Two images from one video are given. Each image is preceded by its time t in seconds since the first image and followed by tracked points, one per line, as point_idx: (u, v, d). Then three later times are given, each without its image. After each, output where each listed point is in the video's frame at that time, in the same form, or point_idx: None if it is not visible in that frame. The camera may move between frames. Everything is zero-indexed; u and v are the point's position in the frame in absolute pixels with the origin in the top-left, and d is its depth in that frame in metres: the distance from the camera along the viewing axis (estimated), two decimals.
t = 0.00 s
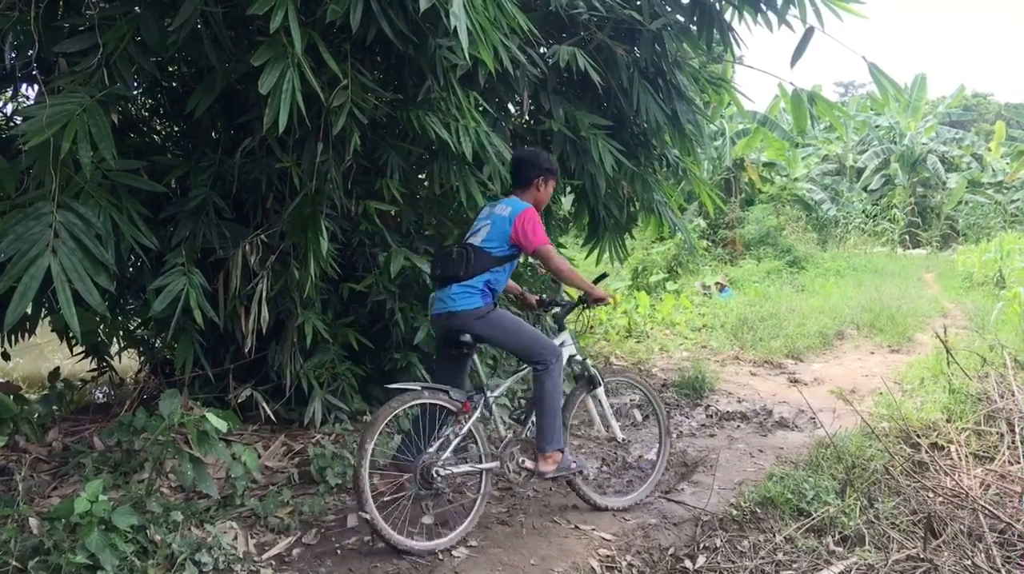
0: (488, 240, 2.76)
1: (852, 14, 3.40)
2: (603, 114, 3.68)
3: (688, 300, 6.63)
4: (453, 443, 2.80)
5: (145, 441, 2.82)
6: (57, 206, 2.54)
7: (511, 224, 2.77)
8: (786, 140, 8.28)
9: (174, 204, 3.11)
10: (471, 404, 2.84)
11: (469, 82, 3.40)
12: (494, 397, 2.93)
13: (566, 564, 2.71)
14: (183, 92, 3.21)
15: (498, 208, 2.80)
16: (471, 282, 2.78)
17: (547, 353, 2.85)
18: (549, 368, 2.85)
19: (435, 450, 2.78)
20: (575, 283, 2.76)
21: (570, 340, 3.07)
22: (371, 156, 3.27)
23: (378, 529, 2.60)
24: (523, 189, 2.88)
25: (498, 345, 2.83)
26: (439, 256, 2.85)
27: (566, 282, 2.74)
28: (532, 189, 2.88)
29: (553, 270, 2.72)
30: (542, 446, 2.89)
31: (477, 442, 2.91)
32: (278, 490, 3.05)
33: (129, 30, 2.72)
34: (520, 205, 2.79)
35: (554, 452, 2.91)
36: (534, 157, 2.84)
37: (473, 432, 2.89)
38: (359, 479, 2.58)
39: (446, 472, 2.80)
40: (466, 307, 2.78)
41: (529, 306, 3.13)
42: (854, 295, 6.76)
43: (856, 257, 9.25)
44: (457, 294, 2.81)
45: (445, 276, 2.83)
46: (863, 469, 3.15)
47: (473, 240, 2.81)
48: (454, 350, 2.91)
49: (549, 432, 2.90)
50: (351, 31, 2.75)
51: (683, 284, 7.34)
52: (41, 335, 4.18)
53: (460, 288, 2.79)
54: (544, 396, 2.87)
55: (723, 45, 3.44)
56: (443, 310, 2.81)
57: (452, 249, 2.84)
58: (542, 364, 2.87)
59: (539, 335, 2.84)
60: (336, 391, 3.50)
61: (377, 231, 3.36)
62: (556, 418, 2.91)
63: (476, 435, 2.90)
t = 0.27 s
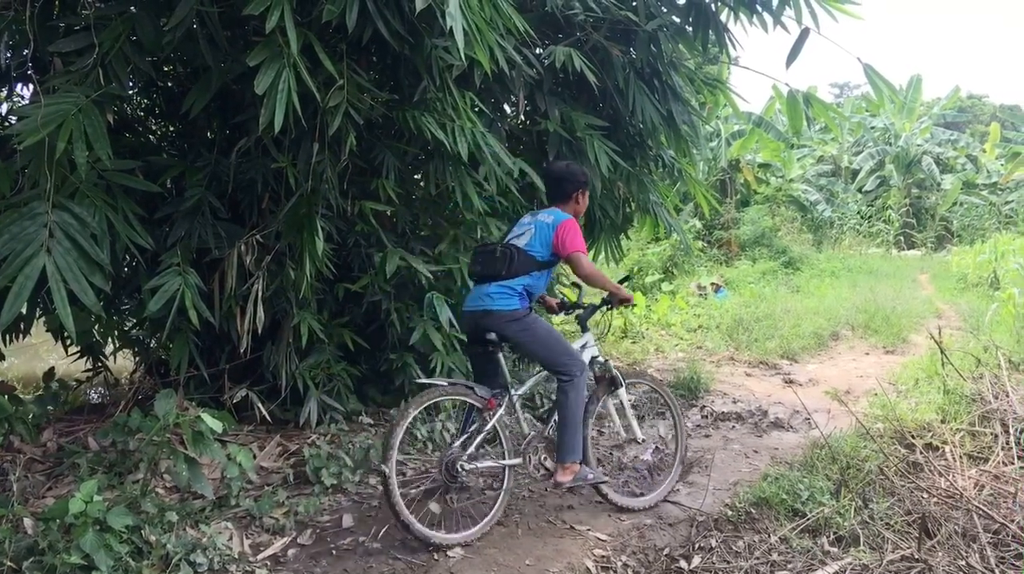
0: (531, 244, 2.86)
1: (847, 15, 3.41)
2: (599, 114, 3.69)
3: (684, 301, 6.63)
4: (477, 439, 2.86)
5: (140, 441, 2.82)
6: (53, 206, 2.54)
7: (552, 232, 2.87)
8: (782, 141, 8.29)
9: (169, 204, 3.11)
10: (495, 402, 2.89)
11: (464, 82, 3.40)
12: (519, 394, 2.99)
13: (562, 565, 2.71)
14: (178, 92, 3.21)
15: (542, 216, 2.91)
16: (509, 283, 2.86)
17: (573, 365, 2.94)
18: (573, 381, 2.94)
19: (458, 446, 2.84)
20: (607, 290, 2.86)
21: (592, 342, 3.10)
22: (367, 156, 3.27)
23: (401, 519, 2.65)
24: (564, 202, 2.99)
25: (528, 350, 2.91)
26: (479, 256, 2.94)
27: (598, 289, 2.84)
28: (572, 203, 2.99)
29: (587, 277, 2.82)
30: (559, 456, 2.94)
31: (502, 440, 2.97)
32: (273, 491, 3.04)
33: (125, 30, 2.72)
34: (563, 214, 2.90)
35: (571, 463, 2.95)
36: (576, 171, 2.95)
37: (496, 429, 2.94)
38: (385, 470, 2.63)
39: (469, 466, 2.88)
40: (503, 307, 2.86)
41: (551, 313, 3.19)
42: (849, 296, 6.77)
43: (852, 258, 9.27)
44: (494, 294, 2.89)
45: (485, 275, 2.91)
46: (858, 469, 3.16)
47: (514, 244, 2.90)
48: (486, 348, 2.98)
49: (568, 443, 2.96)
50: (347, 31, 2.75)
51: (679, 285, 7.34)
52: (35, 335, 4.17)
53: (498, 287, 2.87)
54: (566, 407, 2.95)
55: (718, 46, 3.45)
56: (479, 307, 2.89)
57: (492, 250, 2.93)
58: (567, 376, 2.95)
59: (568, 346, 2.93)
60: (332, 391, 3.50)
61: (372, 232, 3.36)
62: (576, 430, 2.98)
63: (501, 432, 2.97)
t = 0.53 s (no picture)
0: (571, 243, 2.98)
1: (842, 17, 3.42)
2: (594, 116, 3.69)
3: (679, 302, 6.63)
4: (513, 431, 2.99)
5: (135, 442, 2.82)
6: (47, 206, 2.53)
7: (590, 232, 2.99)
8: (777, 143, 8.30)
9: (164, 204, 3.10)
10: (532, 395, 3.04)
11: (460, 83, 3.40)
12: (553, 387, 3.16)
13: (556, 566, 2.71)
14: (173, 92, 3.21)
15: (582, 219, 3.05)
16: (551, 279, 2.98)
17: (607, 367, 2.96)
18: (605, 383, 2.96)
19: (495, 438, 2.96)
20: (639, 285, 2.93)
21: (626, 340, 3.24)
22: (363, 157, 3.27)
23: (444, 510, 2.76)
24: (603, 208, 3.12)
25: (564, 346, 2.96)
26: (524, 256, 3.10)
27: (631, 285, 2.91)
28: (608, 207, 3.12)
29: (622, 273, 2.89)
30: (586, 454, 2.95)
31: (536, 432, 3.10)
32: (268, 492, 3.04)
33: (120, 30, 2.71)
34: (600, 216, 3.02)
35: (599, 463, 2.96)
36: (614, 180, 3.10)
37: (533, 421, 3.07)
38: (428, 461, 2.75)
39: (507, 458, 2.98)
40: (544, 302, 2.96)
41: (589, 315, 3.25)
42: (844, 297, 6.79)
43: (846, 260, 9.29)
44: (535, 290, 3.00)
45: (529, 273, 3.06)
46: (852, 471, 3.16)
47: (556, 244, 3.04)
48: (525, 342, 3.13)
49: (596, 442, 2.97)
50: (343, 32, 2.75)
51: (674, 286, 7.33)
52: (29, 335, 4.16)
53: (541, 283, 2.99)
54: (596, 408, 2.95)
55: (714, 47, 3.45)
56: (523, 302, 3.02)
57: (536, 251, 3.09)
58: (601, 378, 2.98)
59: (603, 347, 2.97)
60: (327, 392, 3.50)
61: (368, 232, 3.35)
62: (605, 433, 2.98)
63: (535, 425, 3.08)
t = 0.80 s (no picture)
0: (633, 248, 3.01)
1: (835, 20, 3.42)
2: (588, 117, 3.69)
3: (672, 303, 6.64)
4: (577, 428, 3.08)
5: (126, 442, 2.81)
6: (39, 205, 2.52)
7: (651, 235, 3.04)
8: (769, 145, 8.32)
9: (156, 204, 3.09)
10: (594, 395, 3.13)
11: (453, 84, 3.40)
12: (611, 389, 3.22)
13: (548, 567, 2.71)
14: (166, 91, 3.20)
15: (638, 220, 3.06)
16: (617, 287, 3.03)
17: (659, 376, 3.06)
18: (659, 392, 3.05)
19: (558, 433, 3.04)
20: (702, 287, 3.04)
21: (675, 341, 3.30)
22: (356, 157, 3.26)
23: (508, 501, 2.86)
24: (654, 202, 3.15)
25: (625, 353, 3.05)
26: (583, 260, 3.11)
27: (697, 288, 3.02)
28: (662, 201, 3.14)
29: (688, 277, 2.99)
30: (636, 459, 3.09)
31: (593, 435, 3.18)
32: (260, 493, 3.03)
33: (113, 29, 2.71)
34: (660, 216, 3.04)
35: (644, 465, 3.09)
36: (666, 176, 3.10)
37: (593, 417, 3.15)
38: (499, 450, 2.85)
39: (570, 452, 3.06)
40: (611, 308, 3.02)
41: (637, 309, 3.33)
42: (836, 299, 6.81)
43: (838, 262, 9.32)
44: (600, 296, 3.05)
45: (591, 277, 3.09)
46: (844, 472, 3.17)
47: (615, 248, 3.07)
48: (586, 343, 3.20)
49: (643, 448, 3.09)
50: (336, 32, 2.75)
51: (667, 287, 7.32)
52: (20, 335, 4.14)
53: (607, 290, 3.04)
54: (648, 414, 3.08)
55: (707, 49, 3.46)
56: (588, 308, 3.06)
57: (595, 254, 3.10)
58: (653, 385, 3.08)
59: (658, 355, 3.06)
60: (319, 392, 3.49)
61: (361, 232, 3.35)
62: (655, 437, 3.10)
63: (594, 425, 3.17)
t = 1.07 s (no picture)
0: (671, 251, 3.06)
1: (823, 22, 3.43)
2: (577, 117, 3.70)
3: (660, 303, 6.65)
4: (624, 423, 3.18)
5: (112, 442, 2.79)
6: (24, 204, 2.51)
7: (685, 235, 3.09)
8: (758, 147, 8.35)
9: (143, 203, 3.08)
10: (639, 391, 3.22)
11: (442, 84, 3.39)
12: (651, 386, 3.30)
13: (535, 567, 2.71)
14: (153, 90, 3.18)
15: (671, 220, 3.09)
16: (659, 291, 3.08)
17: (697, 372, 3.20)
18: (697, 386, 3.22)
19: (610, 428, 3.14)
20: (734, 287, 3.15)
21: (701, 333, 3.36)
22: (344, 157, 3.26)
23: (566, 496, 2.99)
24: (675, 199, 3.18)
25: (666, 352, 3.15)
26: (621, 267, 3.11)
27: (728, 286, 3.15)
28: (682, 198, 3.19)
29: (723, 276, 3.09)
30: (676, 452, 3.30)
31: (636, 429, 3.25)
32: (247, 493, 3.02)
33: (100, 27, 2.69)
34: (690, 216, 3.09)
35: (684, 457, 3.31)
36: (685, 174, 3.14)
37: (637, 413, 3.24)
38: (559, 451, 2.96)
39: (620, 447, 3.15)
40: (655, 311, 3.09)
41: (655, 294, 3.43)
42: (823, 300, 6.84)
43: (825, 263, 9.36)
44: (643, 303, 3.10)
45: (632, 283, 3.10)
46: (830, 472, 3.18)
47: (652, 251, 3.08)
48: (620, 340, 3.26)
49: (683, 442, 3.31)
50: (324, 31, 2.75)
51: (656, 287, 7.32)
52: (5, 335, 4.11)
53: (649, 294, 3.09)
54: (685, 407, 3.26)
55: (696, 51, 3.46)
56: (632, 314, 3.11)
57: (634, 260, 3.11)
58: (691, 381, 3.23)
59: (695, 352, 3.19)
60: (307, 393, 3.48)
61: (349, 232, 3.34)
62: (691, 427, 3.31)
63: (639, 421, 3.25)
